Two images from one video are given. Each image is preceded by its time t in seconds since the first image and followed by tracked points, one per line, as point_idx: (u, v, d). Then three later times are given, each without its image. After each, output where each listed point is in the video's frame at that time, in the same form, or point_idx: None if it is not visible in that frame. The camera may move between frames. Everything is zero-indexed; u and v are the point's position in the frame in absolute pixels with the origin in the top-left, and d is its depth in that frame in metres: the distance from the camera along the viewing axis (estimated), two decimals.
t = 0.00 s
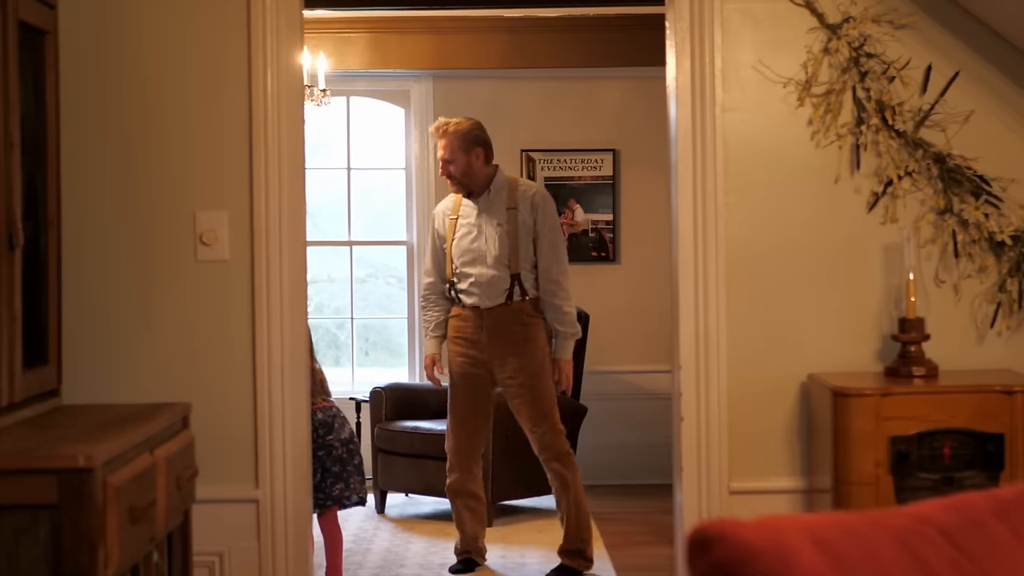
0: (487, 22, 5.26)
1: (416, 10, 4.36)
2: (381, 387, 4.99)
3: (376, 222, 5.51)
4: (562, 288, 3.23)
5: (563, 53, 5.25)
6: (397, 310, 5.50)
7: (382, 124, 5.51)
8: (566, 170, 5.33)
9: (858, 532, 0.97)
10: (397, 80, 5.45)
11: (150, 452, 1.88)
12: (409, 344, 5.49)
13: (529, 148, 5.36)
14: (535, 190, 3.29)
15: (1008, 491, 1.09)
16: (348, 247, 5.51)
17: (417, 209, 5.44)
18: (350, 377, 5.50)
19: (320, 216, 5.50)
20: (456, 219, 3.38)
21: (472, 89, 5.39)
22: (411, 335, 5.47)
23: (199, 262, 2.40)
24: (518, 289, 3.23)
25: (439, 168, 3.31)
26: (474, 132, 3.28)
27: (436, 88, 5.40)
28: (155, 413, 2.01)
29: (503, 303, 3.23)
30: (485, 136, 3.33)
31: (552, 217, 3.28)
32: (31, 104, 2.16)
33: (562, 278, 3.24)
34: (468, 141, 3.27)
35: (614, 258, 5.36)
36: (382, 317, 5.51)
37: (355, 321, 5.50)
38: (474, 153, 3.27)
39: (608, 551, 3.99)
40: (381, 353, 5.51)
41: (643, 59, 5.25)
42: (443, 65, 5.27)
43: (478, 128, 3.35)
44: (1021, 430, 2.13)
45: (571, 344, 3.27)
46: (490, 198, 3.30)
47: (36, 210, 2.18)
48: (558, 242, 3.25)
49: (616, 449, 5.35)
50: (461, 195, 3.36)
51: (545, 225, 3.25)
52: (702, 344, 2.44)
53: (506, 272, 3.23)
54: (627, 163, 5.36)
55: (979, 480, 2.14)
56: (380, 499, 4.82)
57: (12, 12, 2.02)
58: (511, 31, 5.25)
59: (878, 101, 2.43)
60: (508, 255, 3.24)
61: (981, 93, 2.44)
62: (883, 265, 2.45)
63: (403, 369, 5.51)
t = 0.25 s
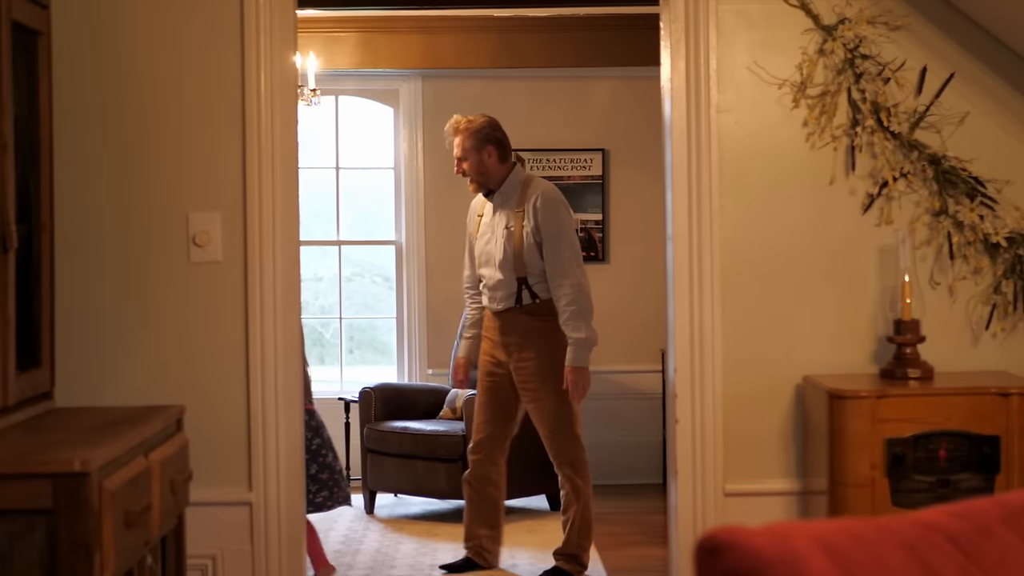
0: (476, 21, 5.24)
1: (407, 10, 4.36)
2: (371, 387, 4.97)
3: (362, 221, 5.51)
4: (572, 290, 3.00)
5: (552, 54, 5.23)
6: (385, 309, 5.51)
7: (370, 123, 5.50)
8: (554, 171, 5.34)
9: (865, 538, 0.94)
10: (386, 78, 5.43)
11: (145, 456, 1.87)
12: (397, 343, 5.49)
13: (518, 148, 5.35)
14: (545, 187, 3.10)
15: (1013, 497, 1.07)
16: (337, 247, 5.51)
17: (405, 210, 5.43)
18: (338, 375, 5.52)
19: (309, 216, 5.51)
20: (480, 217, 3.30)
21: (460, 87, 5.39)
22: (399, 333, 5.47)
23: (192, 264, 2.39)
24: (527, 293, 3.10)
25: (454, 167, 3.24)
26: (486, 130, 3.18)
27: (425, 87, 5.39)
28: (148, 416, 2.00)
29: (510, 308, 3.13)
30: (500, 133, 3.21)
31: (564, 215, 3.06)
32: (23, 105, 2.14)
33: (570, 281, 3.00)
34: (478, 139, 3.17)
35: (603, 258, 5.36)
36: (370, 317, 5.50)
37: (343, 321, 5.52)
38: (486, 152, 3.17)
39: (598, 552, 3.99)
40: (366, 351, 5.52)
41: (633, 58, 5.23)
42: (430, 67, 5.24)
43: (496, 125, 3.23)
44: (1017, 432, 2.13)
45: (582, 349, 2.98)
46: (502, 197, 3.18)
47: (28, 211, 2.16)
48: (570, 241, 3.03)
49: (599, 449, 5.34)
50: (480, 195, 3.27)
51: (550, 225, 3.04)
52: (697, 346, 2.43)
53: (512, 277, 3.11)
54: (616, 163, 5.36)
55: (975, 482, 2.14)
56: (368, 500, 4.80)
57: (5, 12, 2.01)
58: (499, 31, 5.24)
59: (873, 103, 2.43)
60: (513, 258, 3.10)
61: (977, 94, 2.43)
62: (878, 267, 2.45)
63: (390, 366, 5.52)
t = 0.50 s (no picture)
0: (465, 21, 5.23)
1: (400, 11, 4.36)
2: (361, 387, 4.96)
3: (349, 221, 5.50)
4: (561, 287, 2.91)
5: (543, 53, 5.26)
6: (365, 308, 5.50)
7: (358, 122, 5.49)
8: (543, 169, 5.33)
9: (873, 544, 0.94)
10: (375, 78, 5.43)
11: (140, 459, 1.86)
12: (386, 343, 5.47)
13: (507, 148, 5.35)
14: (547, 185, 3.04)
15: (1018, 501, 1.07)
16: (326, 247, 5.50)
17: (394, 211, 5.43)
18: (326, 375, 5.50)
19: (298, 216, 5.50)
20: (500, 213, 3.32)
21: (446, 88, 5.40)
22: (388, 331, 5.46)
23: (186, 266, 2.38)
24: (528, 294, 3.05)
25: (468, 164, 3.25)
26: (498, 127, 3.17)
27: (414, 87, 5.39)
28: (143, 419, 1.98)
29: (512, 308, 3.09)
30: (512, 131, 3.20)
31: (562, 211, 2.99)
32: (17, 106, 2.13)
33: (560, 279, 2.91)
34: (489, 136, 3.17)
35: (592, 258, 5.35)
36: (358, 318, 5.49)
37: (333, 321, 5.49)
38: (498, 148, 3.17)
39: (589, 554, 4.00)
40: (352, 351, 5.51)
41: (623, 59, 5.25)
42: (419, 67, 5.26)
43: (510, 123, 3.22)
44: (1013, 434, 2.13)
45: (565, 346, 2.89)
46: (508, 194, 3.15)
47: (22, 213, 2.15)
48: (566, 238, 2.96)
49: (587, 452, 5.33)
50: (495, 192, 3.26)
51: (545, 224, 2.96)
52: (692, 347, 2.43)
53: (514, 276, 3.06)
54: (606, 163, 5.37)
55: (970, 484, 2.14)
56: (358, 500, 4.79)
57: None
58: (489, 31, 5.25)
59: (868, 104, 2.43)
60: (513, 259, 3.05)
61: (971, 96, 2.43)
62: (873, 268, 2.45)
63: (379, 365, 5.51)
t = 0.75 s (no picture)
0: (455, 21, 5.18)
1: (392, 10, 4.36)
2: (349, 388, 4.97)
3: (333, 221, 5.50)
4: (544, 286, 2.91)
5: (535, 54, 5.23)
6: (347, 308, 5.51)
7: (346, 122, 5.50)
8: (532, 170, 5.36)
9: (886, 551, 0.98)
10: (364, 79, 5.44)
11: (137, 462, 1.85)
12: (374, 345, 5.49)
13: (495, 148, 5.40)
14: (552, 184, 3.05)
15: None
16: (314, 248, 5.50)
17: (383, 210, 5.44)
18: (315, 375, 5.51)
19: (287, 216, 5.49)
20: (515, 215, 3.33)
21: (434, 88, 5.41)
22: (377, 333, 5.47)
23: (180, 267, 2.37)
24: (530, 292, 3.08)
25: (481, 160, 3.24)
26: (513, 124, 3.16)
27: (403, 87, 5.41)
28: (139, 421, 1.97)
29: (514, 307, 3.09)
30: (526, 128, 3.18)
31: (560, 210, 2.98)
32: (12, 106, 2.12)
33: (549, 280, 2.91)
34: (504, 133, 3.16)
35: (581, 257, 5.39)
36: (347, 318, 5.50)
37: (322, 322, 5.50)
38: (513, 145, 3.16)
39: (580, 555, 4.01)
40: (336, 350, 5.51)
41: (613, 59, 5.19)
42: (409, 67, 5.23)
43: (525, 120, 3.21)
44: (1009, 436, 2.13)
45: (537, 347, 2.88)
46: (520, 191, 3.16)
47: (17, 215, 2.14)
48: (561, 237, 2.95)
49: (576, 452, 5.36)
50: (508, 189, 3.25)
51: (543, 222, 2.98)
52: (688, 348, 2.42)
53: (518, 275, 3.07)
54: (595, 163, 5.38)
55: (967, 486, 2.14)
56: (348, 501, 4.78)
57: None
58: (479, 31, 5.20)
59: (864, 106, 2.43)
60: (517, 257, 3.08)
61: (967, 97, 2.43)
62: (869, 270, 2.44)
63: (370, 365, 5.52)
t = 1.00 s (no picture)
0: (448, 21, 5.18)
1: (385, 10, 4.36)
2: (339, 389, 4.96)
3: (322, 221, 5.49)
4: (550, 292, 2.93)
5: (527, 55, 5.26)
6: (336, 308, 5.50)
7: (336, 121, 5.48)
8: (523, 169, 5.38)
9: (891, 556, 0.98)
10: (355, 79, 5.42)
11: (134, 465, 1.84)
12: (367, 347, 5.48)
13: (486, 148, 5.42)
14: (561, 186, 3.03)
15: None
16: (304, 248, 5.48)
17: (374, 208, 5.44)
18: (306, 374, 5.49)
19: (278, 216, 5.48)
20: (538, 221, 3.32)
21: (426, 88, 5.42)
22: (368, 334, 5.46)
23: (175, 269, 2.36)
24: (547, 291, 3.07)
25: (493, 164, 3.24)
26: (523, 126, 3.16)
27: (394, 87, 5.41)
28: (135, 424, 1.96)
29: (532, 308, 3.08)
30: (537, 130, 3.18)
31: (569, 213, 2.97)
32: (6, 108, 2.11)
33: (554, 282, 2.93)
34: (515, 136, 3.16)
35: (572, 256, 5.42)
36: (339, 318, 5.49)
37: (312, 322, 5.48)
38: (524, 147, 3.16)
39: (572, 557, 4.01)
40: (323, 350, 5.50)
41: (605, 60, 5.24)
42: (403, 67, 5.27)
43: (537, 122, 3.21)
44: (1006, 438, 2.13)
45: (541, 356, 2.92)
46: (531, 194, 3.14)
47: (11, 216, 2.13)
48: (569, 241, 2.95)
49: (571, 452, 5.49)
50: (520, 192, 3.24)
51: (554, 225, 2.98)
52: (684, 350, 2.42)
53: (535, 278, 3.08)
54: (585, 163, 5.39)
55: (964, 488, 2.13)
56: (339, 503, 4.77)
57: None
58: (471, 31, 5.21)
59: (860, 107, 2.43)
60: (532, 258, 3.08)
61: (963, 99, 2.44)
62: (865, 272, 2.44)
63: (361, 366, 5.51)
